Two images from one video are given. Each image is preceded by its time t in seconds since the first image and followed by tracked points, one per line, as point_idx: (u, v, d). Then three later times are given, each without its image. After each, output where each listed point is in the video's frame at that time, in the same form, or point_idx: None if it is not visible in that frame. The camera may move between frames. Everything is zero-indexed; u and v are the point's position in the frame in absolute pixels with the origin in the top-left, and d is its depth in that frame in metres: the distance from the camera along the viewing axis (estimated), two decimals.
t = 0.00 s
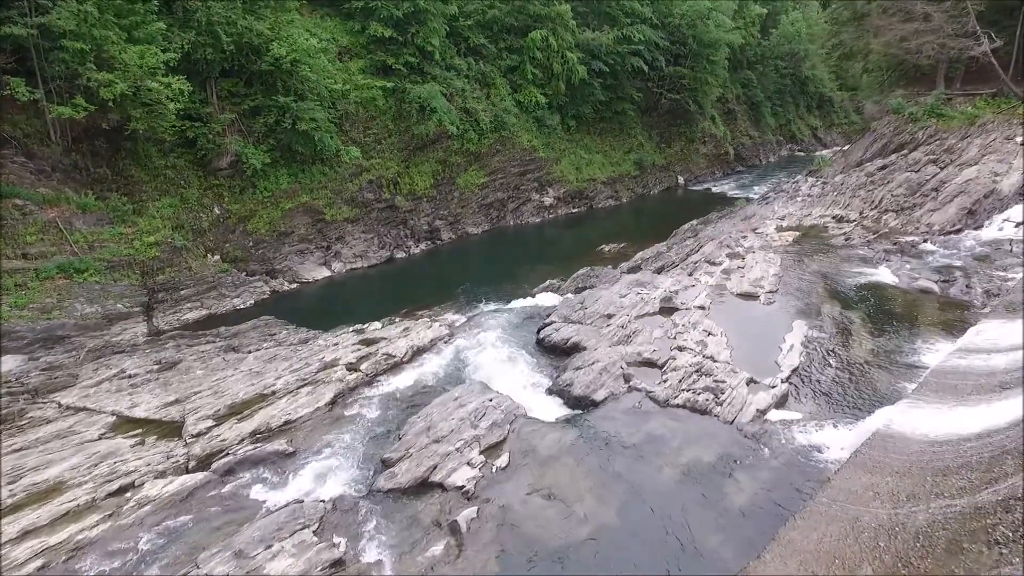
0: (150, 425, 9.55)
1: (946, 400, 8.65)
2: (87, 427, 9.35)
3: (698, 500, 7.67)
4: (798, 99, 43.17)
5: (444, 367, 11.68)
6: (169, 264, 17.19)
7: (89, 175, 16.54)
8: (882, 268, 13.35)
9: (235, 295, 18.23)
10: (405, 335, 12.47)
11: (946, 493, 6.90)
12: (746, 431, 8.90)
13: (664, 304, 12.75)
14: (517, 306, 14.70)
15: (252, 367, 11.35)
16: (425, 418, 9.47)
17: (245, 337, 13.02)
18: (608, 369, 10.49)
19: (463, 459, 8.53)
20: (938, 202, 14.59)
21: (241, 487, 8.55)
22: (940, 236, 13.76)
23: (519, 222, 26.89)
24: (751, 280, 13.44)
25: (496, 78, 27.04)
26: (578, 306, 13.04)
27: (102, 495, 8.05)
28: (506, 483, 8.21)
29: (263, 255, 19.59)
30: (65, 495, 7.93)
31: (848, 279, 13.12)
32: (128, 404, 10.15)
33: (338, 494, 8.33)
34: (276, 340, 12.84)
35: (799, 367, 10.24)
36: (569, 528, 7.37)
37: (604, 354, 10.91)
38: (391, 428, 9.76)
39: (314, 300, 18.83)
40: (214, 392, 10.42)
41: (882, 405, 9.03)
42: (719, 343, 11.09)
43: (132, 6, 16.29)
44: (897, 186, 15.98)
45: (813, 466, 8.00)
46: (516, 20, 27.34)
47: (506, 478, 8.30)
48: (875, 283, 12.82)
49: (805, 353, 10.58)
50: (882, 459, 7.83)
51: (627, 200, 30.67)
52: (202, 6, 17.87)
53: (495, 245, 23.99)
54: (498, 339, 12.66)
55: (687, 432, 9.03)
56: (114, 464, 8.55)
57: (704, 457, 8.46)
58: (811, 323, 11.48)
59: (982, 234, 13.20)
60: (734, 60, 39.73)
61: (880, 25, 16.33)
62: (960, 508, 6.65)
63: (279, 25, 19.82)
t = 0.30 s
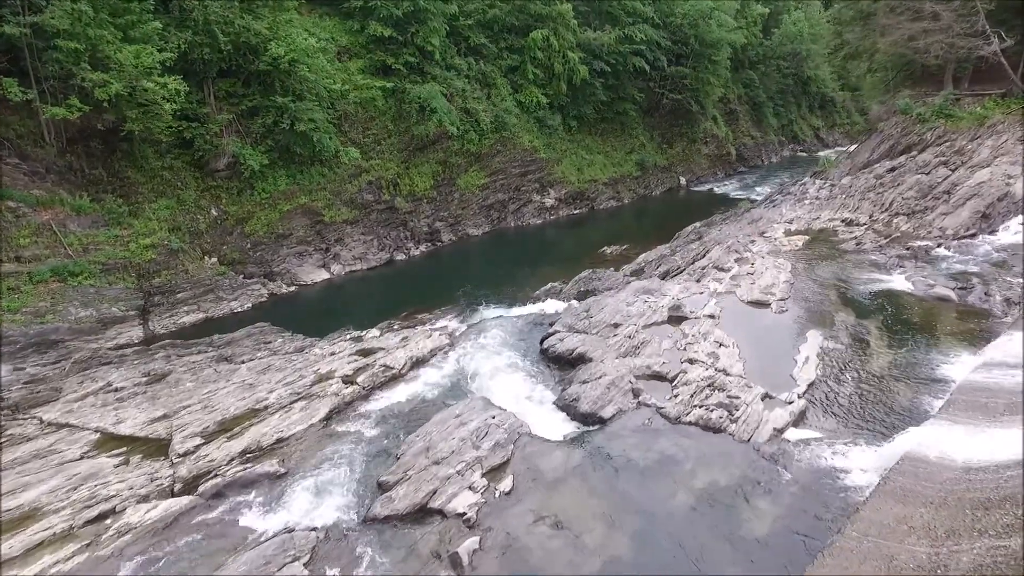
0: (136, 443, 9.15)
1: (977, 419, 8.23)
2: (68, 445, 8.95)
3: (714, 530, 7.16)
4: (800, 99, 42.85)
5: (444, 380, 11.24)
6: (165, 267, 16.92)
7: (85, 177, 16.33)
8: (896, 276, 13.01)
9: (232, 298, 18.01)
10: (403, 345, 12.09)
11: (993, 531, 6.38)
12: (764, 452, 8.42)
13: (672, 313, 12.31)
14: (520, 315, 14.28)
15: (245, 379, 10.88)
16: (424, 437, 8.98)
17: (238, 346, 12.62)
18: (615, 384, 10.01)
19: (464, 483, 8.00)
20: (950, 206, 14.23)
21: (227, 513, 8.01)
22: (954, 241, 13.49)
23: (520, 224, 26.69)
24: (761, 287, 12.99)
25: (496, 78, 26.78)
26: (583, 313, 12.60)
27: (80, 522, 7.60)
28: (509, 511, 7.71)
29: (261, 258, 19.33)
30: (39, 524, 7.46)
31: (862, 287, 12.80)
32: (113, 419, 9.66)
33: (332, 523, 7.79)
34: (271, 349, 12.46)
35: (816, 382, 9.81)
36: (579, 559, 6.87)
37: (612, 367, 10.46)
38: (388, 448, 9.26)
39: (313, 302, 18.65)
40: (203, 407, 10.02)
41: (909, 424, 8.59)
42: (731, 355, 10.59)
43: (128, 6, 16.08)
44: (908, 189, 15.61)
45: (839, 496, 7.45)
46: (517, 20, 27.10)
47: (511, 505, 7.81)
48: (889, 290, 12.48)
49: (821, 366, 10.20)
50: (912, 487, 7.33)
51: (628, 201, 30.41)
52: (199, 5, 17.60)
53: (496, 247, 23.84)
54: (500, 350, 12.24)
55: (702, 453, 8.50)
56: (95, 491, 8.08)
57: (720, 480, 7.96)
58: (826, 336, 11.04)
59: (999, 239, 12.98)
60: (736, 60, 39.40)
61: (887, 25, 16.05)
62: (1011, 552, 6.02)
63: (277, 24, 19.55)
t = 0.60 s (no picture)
0: (120, 462, 8.75)
1: (1008, 441, 7.98)
2: (48, 465, 8.54)
3: (730, 558, 6.82)
4: (801, 99, 42.60)
5: (445, 393, 10.87)
6: (161, 270, 16.68)
7: (79, 178, 16.12)
8: (909, 284, 12.63)
9: (229, 301, 17.79)
10: (402, 354, 11.69)
11: None
12: (781, 474, 8.11)
13: (680, 321, 11.89)
14: (521, 323, 13.93)
15: (237, 392, 10.46)
16: (423, 458, 8.58)
17: (232, 354, 12.21)
18: (623, 399, 9.62)
19: (465, 510, 7.62)
20: (962, 208, 14.11)
21: (216, 540, 7.63)
22: (968, 245, 13.29)
23: (520, 225, 26.46)
24: (772, 294, 12.63)
25: (496, 78, 26.53)
26: (588, 322, 12.28)
27: (56, 551, 7.18)
28: (515, 538, 7.33)
29: (259, 260, 19.10)
30: (11, 554, 7.00)
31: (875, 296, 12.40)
32: (97, 436, 9.28)
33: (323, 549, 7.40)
34: (265, 357, 12.06)
35: (833, 397, 9.53)
36: None
37: (619, 381, 10.07)
38: (388, 466, 8.88)
39: (312, 306, 18.42)
40: (193, 422, 9.58)
41: (933, 443, 8.32)
42: (743, 368, 10.23)
43: (123, 5, 15.90)
44: (917, 192, 15.49)
45: (862, 523, 7.13)
46: (518, 20, 26.86)
47: (517, 531, 7.43)
48: (903, 298, 12.20)
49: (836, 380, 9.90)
50: (943, 510, 7.08)
51: (630, 202, 30.26)
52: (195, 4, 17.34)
53: (496, 248, 23.66)
54: (502, 361, 11.88)
55: (713, 475, 8.17)
56: (72, 517, 7.66)
57: (735, 504, 7.64)
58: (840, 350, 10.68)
59: (1014, 244, 12.83)
60: (738, 60, 39.13)
61: (894, 24, 15.80)
62: None
63: (275, 24, 19.29)
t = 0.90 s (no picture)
0: (100, 483, 8.25)
1: None
2: (23, 487, 7.99)
3: None
4: (803, 100, 42.24)
5: (444, 410, 10.35)
6: (157, 273, 16.47)
7: (73, 180, 15.86)
8: (925, 291, 12.01)
9: (226, 305, 17.49)
10: (399, 366, 11.27)
11: None
12: (801, 500, 7.41)
13: (689, 331, 11.43)
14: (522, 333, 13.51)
15: (227, 405, 9.99)
16: (419, 482, 8.06)
17: (222, 365, 11.74)
18: (632, 417, 9.08)
19: (465, 540, 7.09)
20: (975, 212, 13.34)
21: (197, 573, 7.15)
22: (983, 251, 12.59)
23: (521, 227, 26.21)
24: (782, 302, 11.94)
25: (497, 78, 26.27)
26: (593, 331, 11.73)
27: None
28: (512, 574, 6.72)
29: (257, 262, 18.84)
30: None
31: (889, 304, 11.76)
32: (78, 455, 8.69)
33: None
34: (257, 368, 11.60)
35: (853, 413, 8.83)
36: None
37: (627, 397, 9.51)
38: (384, 491, 8.38)
39: (308, 309, 18.10)
40: (179, 440, 9.07)
41: (963, 463, 7.63)
42: (756, 383, 9.57)
43: (118, 4, 15.55)
44: (928, 195, 14.70)
45: (892, 558, 6.42)
46: (518, 19, 26.60)
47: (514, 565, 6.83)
48: (918, 307, 11.52)
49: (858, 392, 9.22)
50: (983, 545, 6.29)
51: (631, 202, 30.10)
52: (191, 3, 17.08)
53: (496, 249, 23.48)
54: (504, 374, 11.41)
55: (726, 498, 7.56)
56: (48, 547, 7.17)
57: (752, 534, 6.98)
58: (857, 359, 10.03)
59: None
60: (740, 60, 38.88)
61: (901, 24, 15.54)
62: None
63: (273, 23, 19.02)
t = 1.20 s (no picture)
0: (82, 505, 7.93)
1: None
2: None
3: None
4: (805, 100, 41.96)
5: (444, 425, 10.03)
6: (153, 276, 16.24)
7: (67, 181, 15.63)
8: (938, 298, 11.62)
9: (223, 308, 17.30)
10: (396, 378, 10.84)
11: None
12: (821, 526, 7.03)
13: (697, 341, 10.98)
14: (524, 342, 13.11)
15: (217, 419, 9.63)
16: (416, 508, 7.73)
17: (213, 377, 11.35)
18: (640, 434, 8.69)
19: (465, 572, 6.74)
20: (987, 216, 12.96)
21: None
22: (997, 255, 12.20)
23: (522, 228, 26.02)
24: (794, 310, 11.51)
25: (497, 78, 26.06)
26: (598, 342, 11.44)
27: None
28: None
29: (254, 265, 18.63)
30: None
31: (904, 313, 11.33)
32: (58, 474, 8.32)
33: None
34: (250, 378, 11.22)
35: (872, 431, 8.40)
36: None
37: (634, 412, 9.15)
38: (378, 513, 8.06)
39: (306, 313, 17.88)
40: (165, 458, 8.72)
41: (990, 490, 7.28)
42: (769, 397, 9.17)
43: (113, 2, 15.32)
44: (939, 198, 14.28)
45: None
46: (519, 19, 26.36)
47: None
48: (934, 314, 11.13)
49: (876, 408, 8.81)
50: None
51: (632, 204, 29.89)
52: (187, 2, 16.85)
53: (497, 251, 23.30)
54: (506, 387, 11.06)
55: (742, 526, 7.08)
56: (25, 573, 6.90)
57: (771, 564, 6.55)
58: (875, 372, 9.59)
59: None
60: (742, 59, 38.63)
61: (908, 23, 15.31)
62: None
63: (270, 23, 18.79)
